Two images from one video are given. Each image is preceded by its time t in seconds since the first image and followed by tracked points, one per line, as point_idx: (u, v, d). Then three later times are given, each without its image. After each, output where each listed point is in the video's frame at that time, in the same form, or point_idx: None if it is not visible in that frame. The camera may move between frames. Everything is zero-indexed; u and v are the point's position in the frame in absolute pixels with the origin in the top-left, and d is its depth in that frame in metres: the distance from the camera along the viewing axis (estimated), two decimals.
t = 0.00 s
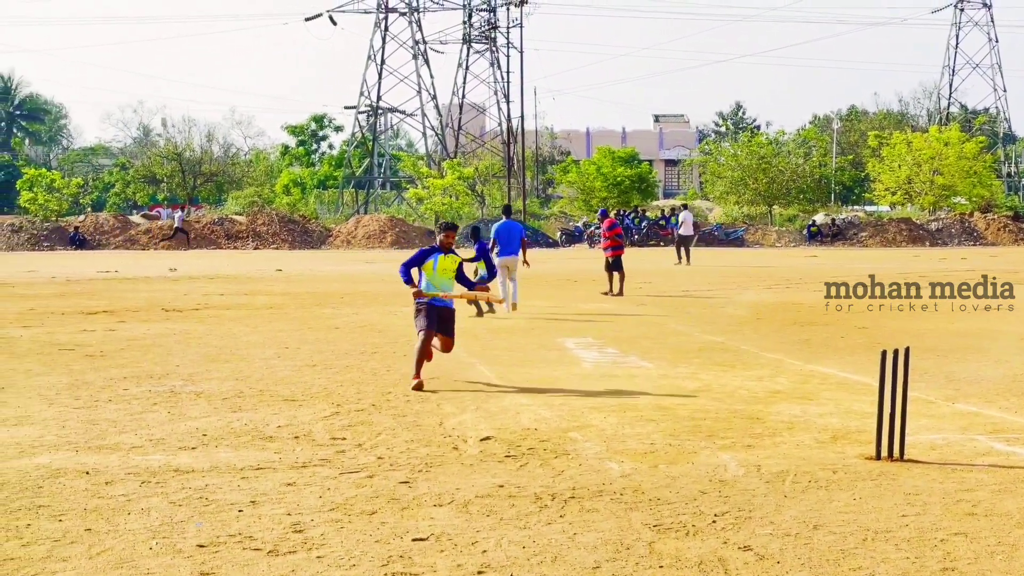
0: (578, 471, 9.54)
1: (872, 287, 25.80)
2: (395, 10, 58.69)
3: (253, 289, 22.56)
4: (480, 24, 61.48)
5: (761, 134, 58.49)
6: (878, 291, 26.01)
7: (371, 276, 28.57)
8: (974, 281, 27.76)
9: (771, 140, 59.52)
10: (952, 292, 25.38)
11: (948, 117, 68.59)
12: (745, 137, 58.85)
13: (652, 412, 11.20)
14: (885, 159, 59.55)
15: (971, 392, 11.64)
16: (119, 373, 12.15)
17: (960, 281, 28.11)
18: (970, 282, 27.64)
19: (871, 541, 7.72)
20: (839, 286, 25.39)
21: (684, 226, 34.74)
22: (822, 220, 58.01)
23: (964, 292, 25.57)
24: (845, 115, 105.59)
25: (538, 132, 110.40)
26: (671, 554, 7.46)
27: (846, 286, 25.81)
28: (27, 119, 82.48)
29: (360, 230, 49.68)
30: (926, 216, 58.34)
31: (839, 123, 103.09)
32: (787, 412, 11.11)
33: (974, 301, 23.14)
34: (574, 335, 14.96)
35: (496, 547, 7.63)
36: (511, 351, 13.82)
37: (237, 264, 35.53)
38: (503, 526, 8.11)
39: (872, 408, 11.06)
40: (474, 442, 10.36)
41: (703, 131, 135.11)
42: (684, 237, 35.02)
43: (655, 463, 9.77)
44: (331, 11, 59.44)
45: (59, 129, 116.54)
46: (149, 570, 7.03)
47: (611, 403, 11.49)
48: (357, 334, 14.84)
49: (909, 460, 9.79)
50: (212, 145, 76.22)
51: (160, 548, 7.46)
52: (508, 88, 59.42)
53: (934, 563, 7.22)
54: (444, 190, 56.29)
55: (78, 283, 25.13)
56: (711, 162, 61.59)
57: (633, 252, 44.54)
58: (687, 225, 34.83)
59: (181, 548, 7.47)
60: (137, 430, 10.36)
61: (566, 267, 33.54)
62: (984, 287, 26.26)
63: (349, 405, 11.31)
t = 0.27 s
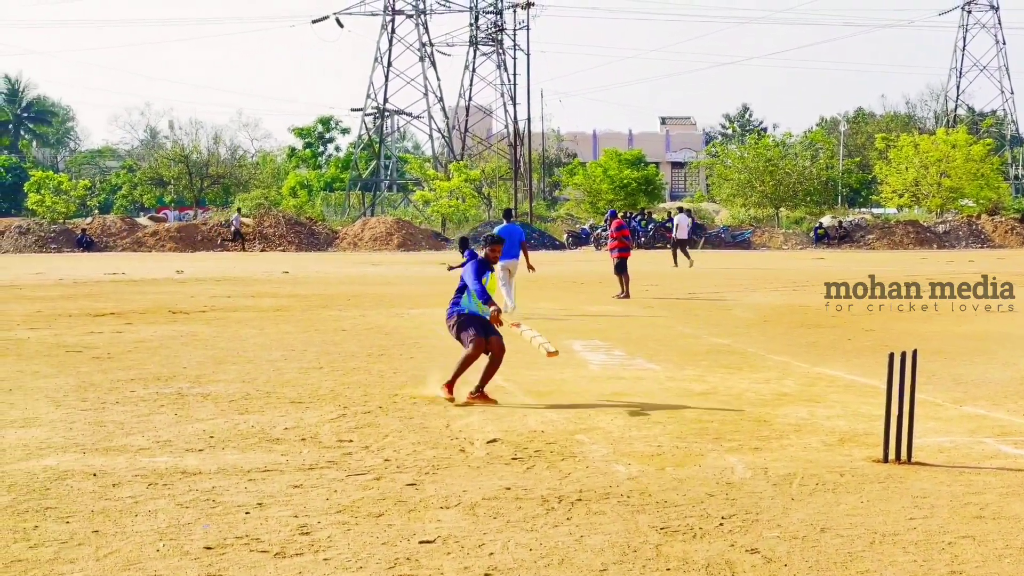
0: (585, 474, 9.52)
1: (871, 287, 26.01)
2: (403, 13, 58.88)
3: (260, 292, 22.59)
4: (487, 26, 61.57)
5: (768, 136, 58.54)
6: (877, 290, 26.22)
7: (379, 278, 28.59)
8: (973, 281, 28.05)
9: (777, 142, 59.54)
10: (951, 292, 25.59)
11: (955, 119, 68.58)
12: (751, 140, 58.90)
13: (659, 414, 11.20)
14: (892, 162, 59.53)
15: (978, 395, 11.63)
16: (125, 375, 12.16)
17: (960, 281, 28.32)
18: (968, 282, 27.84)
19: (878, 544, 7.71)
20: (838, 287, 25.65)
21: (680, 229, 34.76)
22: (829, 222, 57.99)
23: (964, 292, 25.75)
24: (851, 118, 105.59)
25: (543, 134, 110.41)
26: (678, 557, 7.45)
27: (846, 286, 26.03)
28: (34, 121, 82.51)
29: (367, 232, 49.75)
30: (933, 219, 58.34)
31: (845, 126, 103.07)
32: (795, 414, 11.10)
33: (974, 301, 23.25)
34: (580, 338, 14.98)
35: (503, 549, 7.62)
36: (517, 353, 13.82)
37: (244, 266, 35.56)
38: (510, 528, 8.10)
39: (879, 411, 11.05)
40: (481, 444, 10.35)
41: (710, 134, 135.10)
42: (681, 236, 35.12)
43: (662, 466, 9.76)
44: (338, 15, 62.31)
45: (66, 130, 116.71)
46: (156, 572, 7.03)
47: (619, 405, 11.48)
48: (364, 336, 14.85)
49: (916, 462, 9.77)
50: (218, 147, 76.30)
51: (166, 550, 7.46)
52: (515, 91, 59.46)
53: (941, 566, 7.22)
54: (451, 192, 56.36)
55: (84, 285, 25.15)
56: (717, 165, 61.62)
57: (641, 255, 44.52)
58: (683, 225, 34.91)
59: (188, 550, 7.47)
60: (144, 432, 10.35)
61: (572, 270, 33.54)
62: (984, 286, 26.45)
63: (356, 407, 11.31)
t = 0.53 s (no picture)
0: (589, 476, 9.51)
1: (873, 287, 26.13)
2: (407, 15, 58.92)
3: (263, 294, 22.59)
4: (490, 28, 61.54)
5: (772, 139, 58.48)
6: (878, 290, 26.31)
7: (382, 281, 28.58)
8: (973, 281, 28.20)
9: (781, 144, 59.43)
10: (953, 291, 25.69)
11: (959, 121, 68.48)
12: (755, 142, 58.86)
13: (663, 417, 11.19)
14: (896, 164, 59.43)
15: (982, 397, 11.62)
16: (129, 378, 12.16)
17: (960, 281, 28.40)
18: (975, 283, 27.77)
19: (882, 547, 7.69)
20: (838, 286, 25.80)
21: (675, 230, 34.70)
22: (833, 224, 57.94)
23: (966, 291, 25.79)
24: (854, 120, 105.44)
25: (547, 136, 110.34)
26: (682, 560, 7.44)
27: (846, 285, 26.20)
28: (37, 124, 82.41)
29: (370, 235, 49.72)
30: (937, 221, 58.30)
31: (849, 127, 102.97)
32: (798, 417, 11.09)
33: (975, 301, 23.25)
34: (584, 340, 14.96)
35: (507, 552, 7.61)
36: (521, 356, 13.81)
37: (247, 268, 35.54)
38: (514, 531, 8.10)
39: (882, 414, 11.03)
40: (485, 447, 10.34)
41: (714, 136, 134.95)
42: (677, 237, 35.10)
43: (666, 468, 9.74)
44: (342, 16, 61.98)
45: (69, 133, 116.65)
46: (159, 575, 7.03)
47: (622, 408, 11.47)
48: (367, 339, 14.85)
49: (921, 465, 9.75)
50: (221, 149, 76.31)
51: (170, 553, 7.46)
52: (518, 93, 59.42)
53: (946, 569, 7.20)
54: (455, 195, 56.36)
55: (86, 287, 25.14)
56: (721, 167, 61.54)
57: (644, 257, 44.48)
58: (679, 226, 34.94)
59: (191, 552, 7.47)
60: (147, 435, 10.35)
61: (576, 272, 33.52)
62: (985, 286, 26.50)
63: (359, 410, 11.31)
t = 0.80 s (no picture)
0: (589, 478, 9.51)
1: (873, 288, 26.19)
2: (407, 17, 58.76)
3: (262, 296, 22.58)
4: (491, 30, 61.47)
5: (772, 141, 58.40)
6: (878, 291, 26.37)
7: (382, 283, 28.58)
8: (973, 282, 28.21)
9: (782, 146, 59.35)
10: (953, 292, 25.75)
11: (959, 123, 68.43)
12: (755, 144, 58.77)
13: (663, 418, 11.19)
14: (896, 166, 59.36)
15: (984, 399, 11.62)
16: (129, 380, 12.16)
17: (960, 282, 28.42)
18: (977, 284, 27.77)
19: (883, 548, 7.69)
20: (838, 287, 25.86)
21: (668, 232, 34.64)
22: (833, 226, 57.85)
23: (965, 292, 25.81)
24: (855, 121, 105.41)
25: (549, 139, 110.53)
26: (683, 562, 7.44)
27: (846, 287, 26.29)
28: (38, 126, 82.24)
29: (371, 237, 49.70)
30: (937, 223, 58.25)
31: (850, 129, 102.87)
32: (799, 418, 11.10)
33: (974, 301, 23.26)
34: (584, 342, 14.97)
35: (507, 554, 7.61)
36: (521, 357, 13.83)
37: (246, 270, 35.51)
38: (515, 532, 8.10)
39: (883, 415, 11.04)
40: (485, 449, 10.35)
41: (714, 138, 134.91)
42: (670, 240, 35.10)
43: (666, 470, 9.75)
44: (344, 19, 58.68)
45: (70, 136, 116.51)
46: None
47: (624, 409, 11.48)
48: (368, 340, 14.84)
49: (921, 466, 9.76)
50: (221, 151, 76.23)
51: (170, 555, 7.46)
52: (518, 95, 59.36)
53: (947, 570, 7.21)
54: (455, 197, 56.31)
55: (87, 289, 25.15)
56: (722, 169, 61.46)
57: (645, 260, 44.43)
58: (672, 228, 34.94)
59: (192, 555, 7.47)
60: (148, 437, 10.35)
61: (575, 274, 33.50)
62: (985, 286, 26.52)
63: (360, 412, 11.31)
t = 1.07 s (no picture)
0: (587, 480, 9.52)
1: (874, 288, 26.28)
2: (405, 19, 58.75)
3: (261, 298, 22.59)
4: (489, 32, 61.52)
5: (770, 143, 58.44)
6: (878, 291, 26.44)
7: (380, 284, 28.61)
8: (973, 282, 28.26)
9: (779, 147, 59.42)
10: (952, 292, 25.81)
11: (956, 124, 68.48)
12: (753, 145, 58.80)
13: (661, 420, 11.21)
14: (893, 168, 59.41)
15: (981, 400, 11.64)
16: (128, 382, 12.18)
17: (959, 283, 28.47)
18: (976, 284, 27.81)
19: (880, 550, 7.70)
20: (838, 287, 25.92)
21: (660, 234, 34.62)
22: (831, 227, 57.88)
23: (964, 292, 25.87)
24: (853, 121, 105.44)
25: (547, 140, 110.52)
26: (680, 564, 7.45)
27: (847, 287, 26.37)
28: (36, 128, 82.16)
29: (369, 238, 49.76)
30: (935, 224, 58.28)
31: (848, 131, 102.94)
32: (797, 420, 11.11)
33: (974, 301, 23.32)
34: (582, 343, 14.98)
35: (505, 555, 7.62)
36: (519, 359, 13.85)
37: (245, 272, 35.53)
38: (512, 534, 8.11)
39: (881, 416, 11.04)
40: (483, 451, 10.35)
41: (713, 139, 134.95)
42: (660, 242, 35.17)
43: (664, 471, 9.75)
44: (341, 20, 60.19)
45: (68, 138, 116.54)
46: None
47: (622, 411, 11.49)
48: (366, 342, 14.85)
49: (919, 468, 9.76)
50: (220, 152, 76.28)
51: (168, 557, 7.47)
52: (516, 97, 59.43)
53: (944, 572, 7.21)
54: (453, 199, 56.35)
55: (86, 291, 25.17)
56: (719, 171, 61.49)
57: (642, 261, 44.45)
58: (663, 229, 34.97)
59: (190, 557, 7.47)
60: (146, 439, 10.36)
61: (574, 276, 33.52)
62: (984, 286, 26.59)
63: (358, 414, 11.32)
